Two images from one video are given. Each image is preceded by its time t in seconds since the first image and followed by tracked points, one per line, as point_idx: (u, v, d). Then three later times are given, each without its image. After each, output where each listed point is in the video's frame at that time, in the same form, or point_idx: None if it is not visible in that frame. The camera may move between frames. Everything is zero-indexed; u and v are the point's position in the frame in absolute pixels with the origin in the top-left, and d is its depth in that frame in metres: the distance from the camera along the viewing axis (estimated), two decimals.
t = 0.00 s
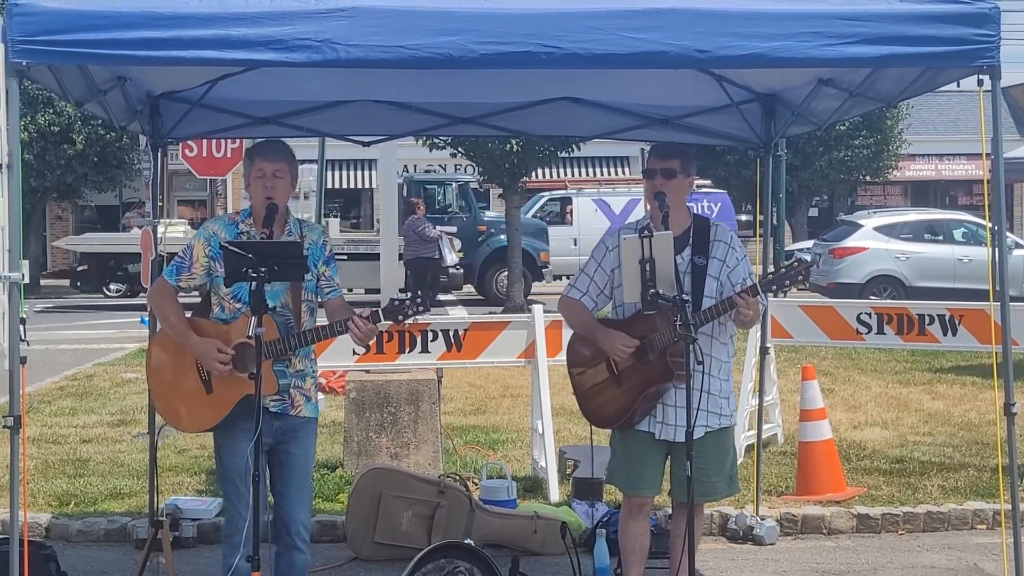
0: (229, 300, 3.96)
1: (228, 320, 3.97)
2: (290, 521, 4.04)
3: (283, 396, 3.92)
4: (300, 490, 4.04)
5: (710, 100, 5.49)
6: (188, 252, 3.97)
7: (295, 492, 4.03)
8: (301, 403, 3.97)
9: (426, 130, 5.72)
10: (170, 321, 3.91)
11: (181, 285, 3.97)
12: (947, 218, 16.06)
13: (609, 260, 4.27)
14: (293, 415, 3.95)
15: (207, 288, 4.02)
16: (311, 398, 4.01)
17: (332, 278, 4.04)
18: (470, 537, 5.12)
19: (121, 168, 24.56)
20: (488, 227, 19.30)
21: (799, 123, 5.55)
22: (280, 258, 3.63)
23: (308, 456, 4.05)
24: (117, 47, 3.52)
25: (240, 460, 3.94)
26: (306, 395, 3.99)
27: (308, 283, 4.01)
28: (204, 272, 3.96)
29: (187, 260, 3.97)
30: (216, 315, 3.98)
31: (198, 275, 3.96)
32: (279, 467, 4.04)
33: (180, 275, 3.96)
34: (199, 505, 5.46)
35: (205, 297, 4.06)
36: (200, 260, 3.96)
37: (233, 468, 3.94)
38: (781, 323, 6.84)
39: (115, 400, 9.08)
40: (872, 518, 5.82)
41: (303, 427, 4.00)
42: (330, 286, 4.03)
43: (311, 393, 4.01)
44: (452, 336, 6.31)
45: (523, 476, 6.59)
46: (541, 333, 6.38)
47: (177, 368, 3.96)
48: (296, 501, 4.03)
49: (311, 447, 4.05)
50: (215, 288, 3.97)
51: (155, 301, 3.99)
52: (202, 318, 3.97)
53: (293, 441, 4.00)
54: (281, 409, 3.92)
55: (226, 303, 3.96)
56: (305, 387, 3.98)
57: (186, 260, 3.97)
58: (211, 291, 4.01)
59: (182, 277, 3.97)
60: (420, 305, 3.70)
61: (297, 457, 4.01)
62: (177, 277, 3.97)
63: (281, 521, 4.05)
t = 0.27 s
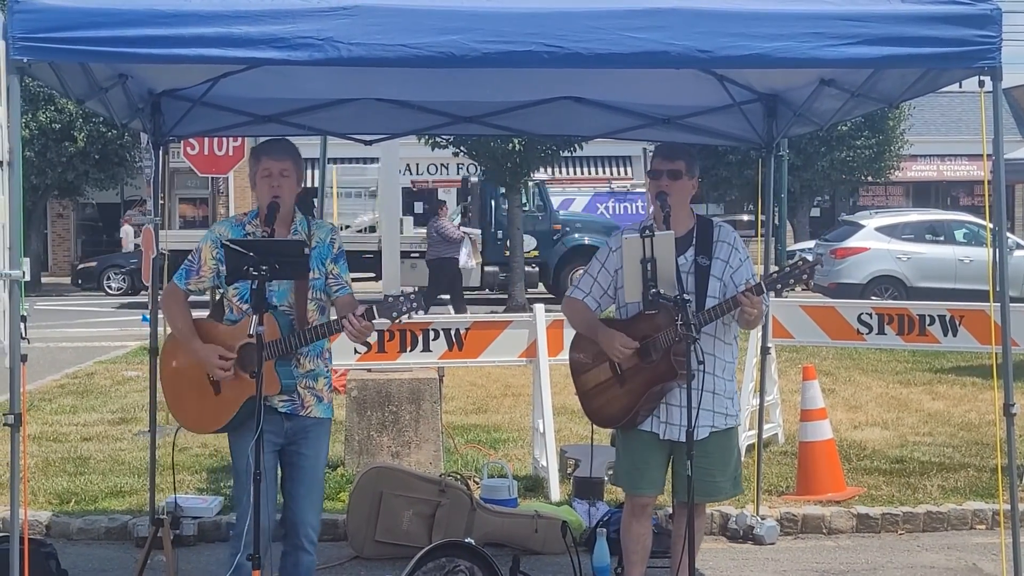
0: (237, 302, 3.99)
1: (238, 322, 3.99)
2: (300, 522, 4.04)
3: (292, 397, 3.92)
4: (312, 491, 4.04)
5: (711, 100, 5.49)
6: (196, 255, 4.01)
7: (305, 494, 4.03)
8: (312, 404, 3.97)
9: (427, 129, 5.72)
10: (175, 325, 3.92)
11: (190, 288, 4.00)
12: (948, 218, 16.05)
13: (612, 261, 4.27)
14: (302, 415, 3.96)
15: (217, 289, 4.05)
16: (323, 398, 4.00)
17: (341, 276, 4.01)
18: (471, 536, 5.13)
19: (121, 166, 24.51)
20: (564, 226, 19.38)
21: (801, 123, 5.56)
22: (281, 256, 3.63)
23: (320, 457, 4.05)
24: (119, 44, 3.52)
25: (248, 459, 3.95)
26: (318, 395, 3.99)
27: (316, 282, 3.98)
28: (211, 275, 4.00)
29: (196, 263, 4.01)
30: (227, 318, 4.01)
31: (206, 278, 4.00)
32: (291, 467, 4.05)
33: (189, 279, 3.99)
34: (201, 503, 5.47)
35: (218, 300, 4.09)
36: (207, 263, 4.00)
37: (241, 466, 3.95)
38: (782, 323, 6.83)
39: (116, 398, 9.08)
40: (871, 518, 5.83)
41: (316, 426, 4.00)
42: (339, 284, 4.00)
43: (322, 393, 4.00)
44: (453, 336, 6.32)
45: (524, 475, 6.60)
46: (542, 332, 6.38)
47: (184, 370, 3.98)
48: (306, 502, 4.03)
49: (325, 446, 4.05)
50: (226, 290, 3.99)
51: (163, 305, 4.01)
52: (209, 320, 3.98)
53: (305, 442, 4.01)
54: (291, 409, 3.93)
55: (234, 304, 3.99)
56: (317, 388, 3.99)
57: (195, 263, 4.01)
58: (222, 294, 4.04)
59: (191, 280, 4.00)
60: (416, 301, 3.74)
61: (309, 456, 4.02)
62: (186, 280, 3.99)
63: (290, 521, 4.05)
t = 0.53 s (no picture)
0: (240, 304, 3.99)
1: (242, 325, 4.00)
2: (303, 523, 4.05)
3: (298, 395, 3.92)
4: (316, 493, 4.05)
5: (710, 99, 5.49)
6: (197, 261, 4.01)
7: (310, 494, 4.04)
8: (319, 402, 3.96)
9: (427, 129, 5.72)
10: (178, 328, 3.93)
11: (194, 294, 4.01)
12: (948, 216, 16.04)
13: (612, 261, 4.27)
14: (311, 413, 3.95)
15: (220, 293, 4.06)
16: (331, 396, 3.98)
17: (341, 270, 4.00)
18: (471, 535, 5.14)
19: (121, 166, 24.52)
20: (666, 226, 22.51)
21: (800, 122, 5.56)
22: (281, 256, 3.63)
23: (325, 458, 4.05)
24: (118, 45, 3.52)
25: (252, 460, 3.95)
26: (326, 393, 3.97)
27: (318, 278, 3.97)
28: (213, 280, 4.01)
29: (198, 269, 4.02)
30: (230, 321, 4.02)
31: (209, 283, 4.01)
32: (295, 468, 4.05)
33: (192, 285, 4.00)
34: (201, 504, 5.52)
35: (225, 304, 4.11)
36: (208, 269, 4.00)
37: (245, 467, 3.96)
38: (782, 322, 6.84)
39: (117, 398, 9.08)
40: (872, 516, 5.84)
41: (322, 425, 4.00)
42: (340, 278, 3.98)
43: (331, 390, 3.99)
44: (453, 335, 6.32)
45: (525, 474, 6.60)
46: (542, 331, 6.38)
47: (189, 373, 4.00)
48: (310, 503, 4.04)
49: (330, 446, 4.06)
50: (229, 294, 4.00)
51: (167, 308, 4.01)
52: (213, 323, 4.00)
53: (309, 444, 4.02)
54: (298, 408, 3.93)
55: (237, 307, 3.99)
56: (325, 385, 3.97)
57: (197, 269, 4.02)
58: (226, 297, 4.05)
59: (194, 287, 4.01)
60: (405, 288, 3.65)
61: (314, 457, 4.03)
62: (189, 286, 4.00)
63: (295, 522, 4.06)
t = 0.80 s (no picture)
0: (238, 302, 3.99)
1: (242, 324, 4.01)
2: (303, 520, 4.05)
3: (296, 393, 3.93)
4: (315, 489, 4.05)
5: (713, 97, 5.49)
6: (195, 258, 4.00)
7: (308, 491, 4.04)
8: (316, 400, 3.98)
9: (430, 125, 5.72)
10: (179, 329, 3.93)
11: (191, 292, 3.99)
12: (951, 215, 16.03)
13: (615, 258, 4.27)
14: (307, 411, 3.96)
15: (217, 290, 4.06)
16: (327, 394, 4.00)
17: (339, 268, 4.02)
18: (471, 531, 5.16)
19: (124, 162, 24.54)
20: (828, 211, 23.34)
21: (803, 120, 5.55)
22: (283, 251, 3.63)
23: (324, 454, 4.06)
24: (121, 40, 3.53)
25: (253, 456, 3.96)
26: (323, 391, 4.00)
27: (316, 275, 4.00)
28: (211, 278, 4.00)
29: (196, 266, 4.00)
30: (227, 318, 4.01)
31: (206, 280, 4.00)
32: (294, 465, 4.06)
33: (189, 283, 3.99)
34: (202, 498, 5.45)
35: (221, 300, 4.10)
36: (207, 266, 3.99)
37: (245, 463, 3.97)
38: (784, 321, 6.87)
39: (118, 393, 9.10)
40: (873, 515, 5.83)
41: (318, 422, 4.02)
42: (337, 277, 4.00)
43: (326, 388, 4.00)
44: (455, 332, 6.31)
45: (526, 471, 6.60)
46: (544, 329, 6.39)
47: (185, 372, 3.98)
48: (309, 499, 4.04)
49: (328, 443, 4.06)
50: (227, 291, 4.00)
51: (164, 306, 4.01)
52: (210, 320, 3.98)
53: (307, 440, 4.02)
54: (296, 406, 3.94)
55: (236, 305, 4.00)
56: (320, 383, 3.99)
57: (194, 267, 4.00)
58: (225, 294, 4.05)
59: (191, 284, 4.00)
60: (412, 283, 3.63)
61: (312, 453, 4.03)
62: (186, 284, 3.99)
63: (294, 519, 4.06)
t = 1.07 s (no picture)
0: (234, 295, 3.96)
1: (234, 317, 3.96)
2: (295, 520, 4.02)
3: (287, 393, 3.93)
4: (305, 486, 4.03)
5: (716, 96, 5.49)
6: (192, 248, 3.94)
7: (300, 489, 4.02)
8: (305, 400, 3.98)
9: (433, 125, 5.72)
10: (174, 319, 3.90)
11: (188, 281, 3.95)
12: (954, 213, 16.01)
13: (620, 255, 4.28)
14: (297, 411, 3.96)
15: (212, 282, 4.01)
16: (315, 395, 4.01)
17: (336, 273, 4.07)
18: (475, 531, 5.16)
19: (127, 162, 24.56)
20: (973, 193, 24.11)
21: (806, 119, 5.55)
22: (287, 251, 3.63)
23: (313, 453, 4.04)
24: (124, 41, 3.53)
25: (246, 457, 3.95)
26: (311, 391, 4.01)
27: (313, 279, 4.03)
28: (208, 269, 3.94)
29: (192, 256, 3.94)
30: (221, 311, 3.97)
31: (204, 271, 3.94)
32: (283, 464, 4.03)
33: (186, 272, 3.93)
34: (205, 498, 5.49)
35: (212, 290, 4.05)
36: (206, 257, 3.93)
37: (238, 464, 3.94)
38: (788, 319, 6.89)
39: (122, 393, 9.11)
40: (877, 514, 5.83)
41: (308, 422, 4.01)
42: (335, 282, 4.07)
43: (314, 389, 4.02)
44: (458, 331, 6.31)
45: (530, 470, 6.60)
46: (548, 328, 6.38)
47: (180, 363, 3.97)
48: (300, 497, 4.02)
49: (317, 442, 4.05)
50: (222, 284, 3.96)
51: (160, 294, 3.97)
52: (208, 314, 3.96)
53: (296, 438, 4.00)
54: (286, 406, 3.93)
55: (231, 298, 3.96)
56: (309, 384, 4.00)
57: (192, 256, 3.94)
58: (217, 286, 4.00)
59: (188, 274, 3.94)
60: (426, 296, 3.70)
61: (300, 450, 4.01)
62: (183, 273, 3.93)
63: (286, 519, 4.04)
